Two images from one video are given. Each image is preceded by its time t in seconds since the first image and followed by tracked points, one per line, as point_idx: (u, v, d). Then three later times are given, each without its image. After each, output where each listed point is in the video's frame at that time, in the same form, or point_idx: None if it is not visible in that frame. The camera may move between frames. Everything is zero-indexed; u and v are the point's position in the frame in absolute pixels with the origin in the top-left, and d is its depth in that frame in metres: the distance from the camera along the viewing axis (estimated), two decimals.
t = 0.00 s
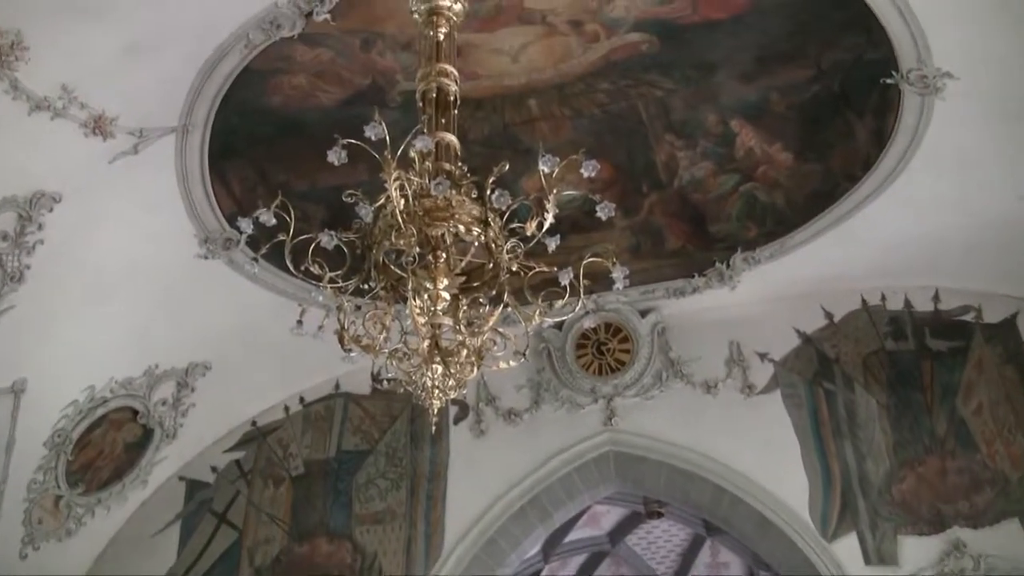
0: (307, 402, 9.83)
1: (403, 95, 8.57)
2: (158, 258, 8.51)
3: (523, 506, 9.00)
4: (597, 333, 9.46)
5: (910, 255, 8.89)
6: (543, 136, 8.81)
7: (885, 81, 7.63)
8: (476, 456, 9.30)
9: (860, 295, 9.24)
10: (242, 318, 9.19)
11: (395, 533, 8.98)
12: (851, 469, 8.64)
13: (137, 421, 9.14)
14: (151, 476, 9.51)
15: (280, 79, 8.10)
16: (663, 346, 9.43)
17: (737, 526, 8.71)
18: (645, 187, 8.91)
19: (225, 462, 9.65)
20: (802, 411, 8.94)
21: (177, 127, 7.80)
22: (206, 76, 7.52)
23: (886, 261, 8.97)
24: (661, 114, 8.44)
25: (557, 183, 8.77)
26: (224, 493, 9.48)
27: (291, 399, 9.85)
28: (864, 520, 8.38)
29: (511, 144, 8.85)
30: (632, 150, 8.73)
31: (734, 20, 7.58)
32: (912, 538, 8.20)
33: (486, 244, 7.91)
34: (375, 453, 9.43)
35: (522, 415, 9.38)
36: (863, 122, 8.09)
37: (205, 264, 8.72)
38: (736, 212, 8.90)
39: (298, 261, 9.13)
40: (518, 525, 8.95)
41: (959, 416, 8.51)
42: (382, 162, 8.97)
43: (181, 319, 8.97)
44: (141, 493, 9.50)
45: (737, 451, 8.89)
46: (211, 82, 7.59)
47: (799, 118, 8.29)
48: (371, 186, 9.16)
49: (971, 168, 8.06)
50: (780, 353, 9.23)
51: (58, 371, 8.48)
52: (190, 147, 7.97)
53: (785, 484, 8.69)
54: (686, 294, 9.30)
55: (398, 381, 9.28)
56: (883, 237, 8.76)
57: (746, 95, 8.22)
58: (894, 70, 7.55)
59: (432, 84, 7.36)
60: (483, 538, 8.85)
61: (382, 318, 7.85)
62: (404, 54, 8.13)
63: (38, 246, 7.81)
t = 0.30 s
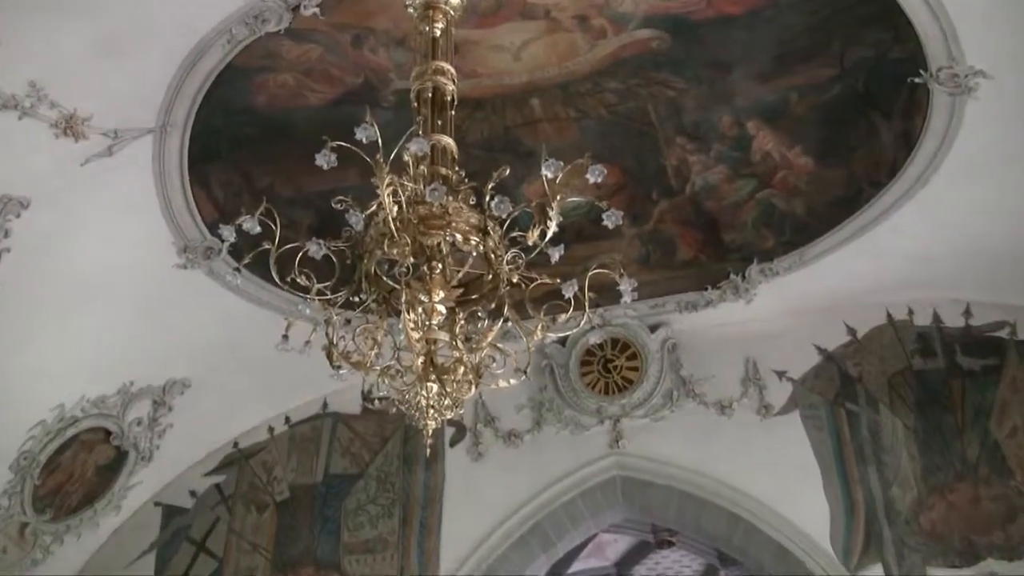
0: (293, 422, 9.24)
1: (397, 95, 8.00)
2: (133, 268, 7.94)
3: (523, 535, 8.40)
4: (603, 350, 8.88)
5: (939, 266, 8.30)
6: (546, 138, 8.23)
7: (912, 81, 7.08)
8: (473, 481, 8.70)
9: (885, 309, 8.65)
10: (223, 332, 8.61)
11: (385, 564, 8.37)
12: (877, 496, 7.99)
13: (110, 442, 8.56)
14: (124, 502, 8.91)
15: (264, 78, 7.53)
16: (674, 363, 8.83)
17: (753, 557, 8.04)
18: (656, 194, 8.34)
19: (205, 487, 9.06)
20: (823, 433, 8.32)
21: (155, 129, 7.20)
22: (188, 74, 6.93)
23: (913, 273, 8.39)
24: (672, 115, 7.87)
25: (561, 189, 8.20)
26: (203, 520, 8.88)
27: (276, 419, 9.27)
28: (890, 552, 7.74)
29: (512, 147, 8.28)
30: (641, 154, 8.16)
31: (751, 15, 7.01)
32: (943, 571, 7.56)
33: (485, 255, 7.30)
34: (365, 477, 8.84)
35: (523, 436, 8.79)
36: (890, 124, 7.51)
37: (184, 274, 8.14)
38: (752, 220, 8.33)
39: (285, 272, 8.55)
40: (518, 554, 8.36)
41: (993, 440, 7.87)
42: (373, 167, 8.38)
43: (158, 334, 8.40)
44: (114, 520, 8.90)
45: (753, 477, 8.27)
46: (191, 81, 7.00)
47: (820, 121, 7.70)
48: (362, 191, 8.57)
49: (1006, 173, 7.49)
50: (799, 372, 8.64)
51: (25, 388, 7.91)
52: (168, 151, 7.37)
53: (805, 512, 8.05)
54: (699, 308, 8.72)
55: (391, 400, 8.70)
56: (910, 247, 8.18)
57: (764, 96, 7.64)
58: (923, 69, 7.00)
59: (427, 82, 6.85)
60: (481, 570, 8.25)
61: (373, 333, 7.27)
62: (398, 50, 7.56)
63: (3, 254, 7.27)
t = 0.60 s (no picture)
0: (277, 433, 8.63)
1: (390, 82, 7.45)
2: (105, 268, 7.40)
3: (523, 553, 7.87)
4: (611, 355, 8.31)
5: (971, 267, 7.72)
6: (549, 129, 7.68)
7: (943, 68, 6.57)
8: (471, 496, 8.15)
9: (914, 312, 8.03)
10: (203, 336, 8.05)
11: None
12: (904, 513, 7.43)
13: (81, 453, 8.01)
14: (96, 518, 8.30)
15: (248, 64, 6.97)
16: (686, 371, 8.26)
17: None
18: (667, 189, 7.79)
19: (183, 502, 8.43)
20: (846, 445, 7.76)
21: (129, 118, 6.71)
22: (164, 61, 6.47)
23: (944, 274, 7.80)
24: (684, 104, 7.33)
25: (565, 183, 7.64)
26: (181, 538, 8.28)
27: (260, 429, 8.65)
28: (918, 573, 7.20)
29: (513, 139, 7.72)
30: (651, 146, 7.61)
31: None
32: None
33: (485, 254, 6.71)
34: (355, 491, 8.29)
35: (524, 448, 8.23)
36: (918, 115, 6.96)
37: (161, 274, 7.60)
38: (770, 217, 7.77)
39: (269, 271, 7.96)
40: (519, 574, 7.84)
41: None
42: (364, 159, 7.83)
43: (132, 338, 7.85)
44: (85, 538, 8.28)
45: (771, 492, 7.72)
46: (167, 65, 6.51)
47: (844, 111, 7.15)
48: (352, 186, 8.02)
49: None
50: (821, 380, 8.06)
51: None
52: (143, 142, 6.87)
53: (827, 530, 7.51)
54: (713, 311, 8.16)
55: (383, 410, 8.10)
56: (941, 246, 7.61)
57: (784, 85, 7.09)
58: (955, 54, 6.50)
59: (422, 69, 6.43)
60: None
61: (364, 337, 6.73)
62: (391, 34, 7.02)
63: None
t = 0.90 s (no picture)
0: (260, 447, 8.09)
1: (382, 70, 6.91)
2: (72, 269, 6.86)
3: None
4: (618, 364, 7.80)
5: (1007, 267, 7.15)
6: (553, 121, 7.15)
7: (976, 54, 6.00)
8: (468, 515, 7.60)
9: (945, 316, 7.49)
10: (180, 342, 7.50)
11: None
12: (935, 534, 6.86)
13: (47, 470, 7.48)
14: (63, 540, 7.74)
15: (230, 49, 6.43)
16: (700, 380, 7.73)
17: None
18: (679, 186, 7.26)
19: (157, 522, 7.89)
20: (870, 461, 7.22)
21: (102, 109, 6.20)
22: (140, 43, 5.95)
23: (977, 276, 7.25)
24: (698, 94, 6.80)
25: (569, 178, 7.11)
26: (156, 559, 7.75)
27: (241, 442, 8.12)
28: None
29: (513, 131, 7.18)
30: (662, 139, 7.08)
31: None
32: None
33: (483, 254, 6.16)
34: (343, 509, 7.73)
35: (525, 464, 7.69)
36: (949, 105, 6.41)
37: (135, 276, 7.06)
38: (790, 215, 7.24)
39: (252, 273, 7.42)
40: None
41: None
42: (354, 153, 7.29)
43: (102, 345, 7.29)
44: (52, 560, 7.73)
45: (790, 510, 7.18)
46: (143, 53, 6.01)
47: (871, 101, 6.61)
48: (341, 181, 7.48)
49: None
50: (845, 390, 7.50)
51: None
52: (117, 134, 6.37)
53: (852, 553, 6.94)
54: (728, 316, 7.65)
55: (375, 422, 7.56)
56: (975, 246, 7.06)
57: (805, 74, 6.57)
58: (989, 39, 5.95)
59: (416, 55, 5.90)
60: None
61: (353, 343, 6.20)
62: (383, 18, 6.50)
63: None
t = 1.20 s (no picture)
0: (247, 467, 7.58)
1: (377, 60, 6.37)
2: (40, 276, 6.36)
3: None
4: (633, 377, 7.25)
5: None
6: (561, 115, 6.61)
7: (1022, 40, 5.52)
8: (470, 539, 7.14)
9: (988, 325, 6.89)
10: (159, 355, 6.99)
11: None
12: (978, 561, 6.36)
13: (17, 491, 6.93)
14: (35, 566, 7.12)
15: (212, 39, 5.90)
16: (721, 394, 7.21)
17: None
18: (698, 185, 6.73)
19: (137, 547, 7.34)
20: (905, 483, 6.72)
21: (76, 103, 5.71)
22: (118, 29, 5.42)
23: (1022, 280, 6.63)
24: (719, 86, 6.26)
25: (580, 178, 6.59)
26: None
27: (227, 462, 7.59)
28: None
29: (519, 126, 6.66)
30: (679, 134, 6.55)
31: None
32: None
33: (487, 259, 5.57)
34: (338, 534, 7.25)
35: (532, 485, 7.18)
36: (989, 97, 5.87)
37: (111, 282, 6.56)
38: (818, 216, 6.71)
39: (239, 280, 6.92)
40: None
41: None
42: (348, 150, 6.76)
43: (74, 358, 6.78)
44: None
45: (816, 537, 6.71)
46: (120, 43, 5.51)
47: (906, 93, 6.08)
48: (333, 180, 6.96)
49: None
50: (878, 406, 6.99)
51: None
52: (92, 131, 5.88)
53: None
54: (751, 325, 7.11)
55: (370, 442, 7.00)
56: (1018, 247, 6.47)
57: (834, 63, 6.02)
58: None
59: (415, 46, 5.34)
60: None
61: (348, 356, 5.72)
62: (378, 4, 5.95)
63: None
